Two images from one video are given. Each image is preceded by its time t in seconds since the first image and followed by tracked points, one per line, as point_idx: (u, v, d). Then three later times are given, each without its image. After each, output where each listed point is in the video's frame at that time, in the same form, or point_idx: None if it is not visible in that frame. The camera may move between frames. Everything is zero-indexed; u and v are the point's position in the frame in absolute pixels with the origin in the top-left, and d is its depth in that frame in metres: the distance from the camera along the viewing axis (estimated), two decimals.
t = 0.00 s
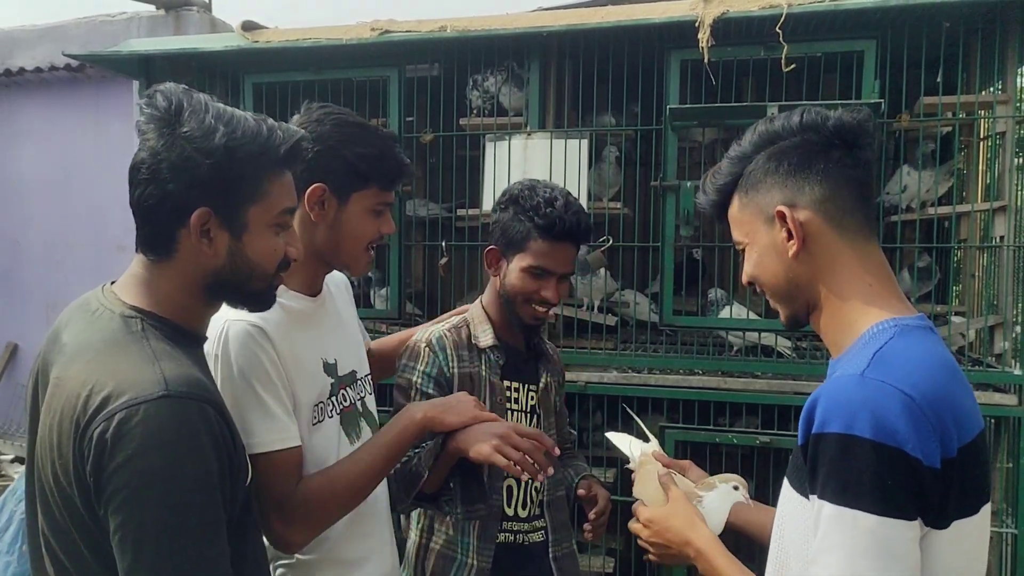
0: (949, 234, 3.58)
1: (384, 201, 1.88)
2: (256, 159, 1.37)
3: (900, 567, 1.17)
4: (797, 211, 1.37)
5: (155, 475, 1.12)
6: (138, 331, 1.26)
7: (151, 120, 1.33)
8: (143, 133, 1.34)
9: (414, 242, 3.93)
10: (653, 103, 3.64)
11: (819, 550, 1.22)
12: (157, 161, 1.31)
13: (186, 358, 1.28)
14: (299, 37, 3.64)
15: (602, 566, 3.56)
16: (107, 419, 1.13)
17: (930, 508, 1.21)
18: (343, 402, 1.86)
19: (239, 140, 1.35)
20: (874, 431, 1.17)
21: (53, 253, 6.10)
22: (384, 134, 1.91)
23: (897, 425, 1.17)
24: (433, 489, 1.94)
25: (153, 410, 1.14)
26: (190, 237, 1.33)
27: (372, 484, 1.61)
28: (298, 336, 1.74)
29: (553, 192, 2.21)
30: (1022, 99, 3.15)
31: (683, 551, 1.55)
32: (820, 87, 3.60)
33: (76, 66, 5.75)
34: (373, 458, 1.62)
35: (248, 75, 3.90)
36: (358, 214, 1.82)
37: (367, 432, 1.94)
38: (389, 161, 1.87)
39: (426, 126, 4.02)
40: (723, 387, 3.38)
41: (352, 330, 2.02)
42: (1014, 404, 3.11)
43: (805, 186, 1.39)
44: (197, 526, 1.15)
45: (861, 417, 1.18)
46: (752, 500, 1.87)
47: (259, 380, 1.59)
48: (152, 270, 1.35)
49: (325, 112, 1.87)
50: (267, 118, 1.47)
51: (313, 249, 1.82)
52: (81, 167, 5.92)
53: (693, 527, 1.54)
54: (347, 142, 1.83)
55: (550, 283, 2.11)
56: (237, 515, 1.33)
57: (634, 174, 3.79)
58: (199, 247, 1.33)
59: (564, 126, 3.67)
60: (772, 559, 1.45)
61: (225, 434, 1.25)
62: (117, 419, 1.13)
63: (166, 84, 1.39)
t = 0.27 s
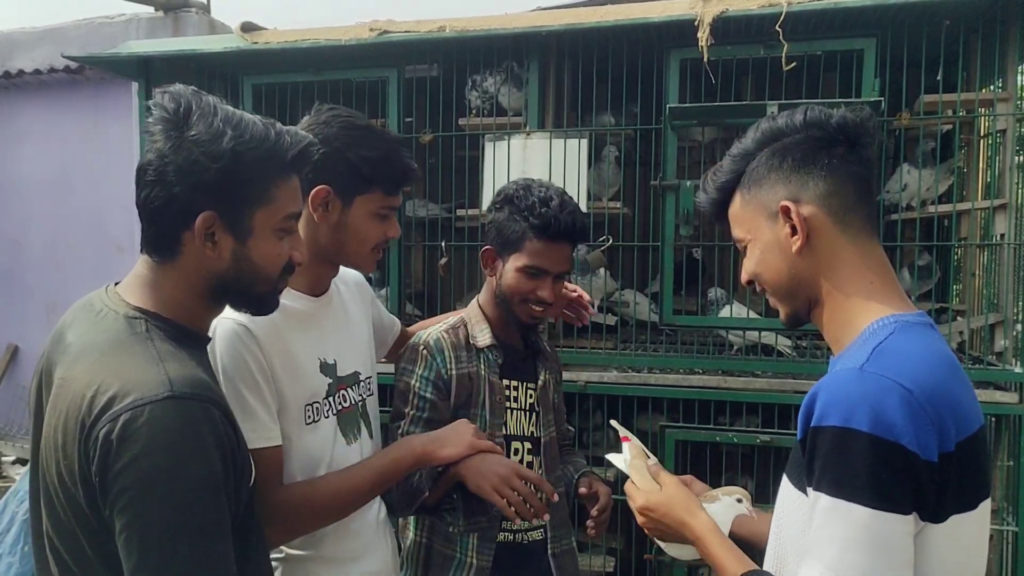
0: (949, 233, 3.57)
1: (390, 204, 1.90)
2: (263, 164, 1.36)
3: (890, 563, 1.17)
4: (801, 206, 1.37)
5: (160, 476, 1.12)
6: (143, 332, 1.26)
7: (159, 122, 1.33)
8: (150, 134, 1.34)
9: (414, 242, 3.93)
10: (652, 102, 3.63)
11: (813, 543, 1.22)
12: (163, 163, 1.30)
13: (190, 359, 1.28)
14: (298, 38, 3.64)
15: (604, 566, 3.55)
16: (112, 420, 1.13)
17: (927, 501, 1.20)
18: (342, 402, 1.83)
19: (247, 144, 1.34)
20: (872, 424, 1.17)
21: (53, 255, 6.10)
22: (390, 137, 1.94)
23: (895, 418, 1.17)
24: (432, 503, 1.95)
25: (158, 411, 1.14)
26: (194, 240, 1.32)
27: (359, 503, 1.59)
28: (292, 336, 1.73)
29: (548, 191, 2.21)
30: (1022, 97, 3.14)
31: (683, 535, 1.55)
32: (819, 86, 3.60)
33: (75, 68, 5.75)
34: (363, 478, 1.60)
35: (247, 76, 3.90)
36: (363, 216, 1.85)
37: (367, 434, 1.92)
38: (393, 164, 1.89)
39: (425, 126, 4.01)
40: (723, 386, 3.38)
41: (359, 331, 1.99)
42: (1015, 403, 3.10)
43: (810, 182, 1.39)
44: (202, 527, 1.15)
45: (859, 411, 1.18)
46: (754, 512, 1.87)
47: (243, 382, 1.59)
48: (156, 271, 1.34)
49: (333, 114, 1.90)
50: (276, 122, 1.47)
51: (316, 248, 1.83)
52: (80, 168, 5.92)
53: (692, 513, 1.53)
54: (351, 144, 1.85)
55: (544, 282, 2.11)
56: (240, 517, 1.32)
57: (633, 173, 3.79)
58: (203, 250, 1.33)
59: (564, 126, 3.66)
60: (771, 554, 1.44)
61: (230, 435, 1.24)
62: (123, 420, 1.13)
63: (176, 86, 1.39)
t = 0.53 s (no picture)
0: (949, 233, 3.58)
1: (402, 209, 1.92)
2: (275, 168, 1.36)
3: (884, 560, 1.17)
4: (811, 204, 1.37)
5: (165, 474, 1.12)
6: (150, 331, 1.26)
7: (173, 123, 1.33)
8: (164, 134, 1.34)
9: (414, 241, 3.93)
10: (652, 102, 3.63)
11: (809, 539, 1.22)
12: (175, 165, 1.31)
13: (196, 359, 1.28)
14: (299, 37, 3.64)
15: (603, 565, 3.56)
16: (119, 418, 1.13)
17: (923, 501, 1.20)
18: (337, 403, 1.82)
19: (260, 147, 1.34)
20: (869, 424, 1.17)
21: (53, 254, 6.11)
22: (406, 143, 1.96)
23: (892, 418, 1.17)
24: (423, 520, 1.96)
25: (165, 409, 1.14)
26: (202, 241, 1.33)
27: (341, 515, 1.60)
28: (289, 334, 1.73)
29: (547, 191, 2.22)
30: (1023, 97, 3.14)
31: (670, 525, 1.55)
32: (820, 86, 3.60)
33: (76, 66, 5.75)
34: (350, 495, 1.61)
35: (248, 75, 3.90)
36: (374, 221, 1.87)
37: (363, 435, 1.91)
38: (407, 170, 1.91)
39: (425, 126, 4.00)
40: (722, 386, 3.38)
41: (366, 332, 1.99)
42: (1014, 403, 3.11)
43: (819, 179, 1.38)
44: (206, 526, 1.15)
45: (857, 411, 1.18)
46: (755, 516, 1.87)
47: (231, 375, 1.58)
48: (163, 269, 1.35)
49: (352, 117, 1.93)
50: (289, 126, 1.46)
51: (327, 249, 1.84)
52: (80, 167, 5.92)
53: (683, 503, 1.53)
54: (367, 148, 1.88)
55: (542, 285, 2.12)
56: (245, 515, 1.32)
57: (633, 173, 3.79)
58: (210, 251, 1.33)
59: (564, 125, 3.66)
60: (769, 552, 1.44)
61: (235, 433, 1.24)
62: (129, 418, 1.13)
63: (190, 88, 1.39)
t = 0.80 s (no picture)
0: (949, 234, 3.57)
1: (417, 218, 1.89)
2: (281, 180, 1.36)
3: (878, 564, 1.17)
4: (818, 204, 1.37)
5: (160, 474, 1.13)
6: (148, 331, 1.26)
7: (183, 127, 1.34)
8: (173, 137, 1.35)
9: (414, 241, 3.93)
10: (653, 102, 3.64)
11: (808, 538, 1.22)
12: (182, 170, 1.31)
13: (194, 361, 1.28)
14: (300, 37, 3.65)
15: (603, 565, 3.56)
16: (113, 418, 1.14)
17: (922, 503, 1.21)
18: (334, 404, 1.80)
19: (268, 159, 1.35)
20: (868, 427, 1.18)
21: (54, 252, 6.12)
22: (426, 152, 1.95)
23: (891, 421, 1.17)
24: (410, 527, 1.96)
25: (160, 410, 1.14)
26: (204, 249, 1.33)
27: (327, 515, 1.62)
28: (291, 333, 1.74)
29: (552, 194, 2.22)
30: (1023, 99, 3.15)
31: (666, 523, 1.55)
32: (821, 87, 3.60)
33: (78, 65, 5.76)
34: (341, 495, 1.65)
35: (249, 75, 3.91)
36: (386, 228, 1.85)
37: (360, 436, 1.89)
38: (425, 180, 1.89)
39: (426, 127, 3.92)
40: (721, 387, 3.38)
41: (372, 336, 1.97)
42: (1015, 404, 3.10)
43: (827, 180, 1.38)
44: (200, 526, 1.16)
45: (857, 412, 1.19)
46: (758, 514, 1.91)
47: (230, 370, 1.59)
48: (163, 270, 1.35)
49: (376, 124, 1.94)
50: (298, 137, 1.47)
51: (340, 252, 1.85)
52: (82, 166, 5.93)
53: (682, 502, 1.54)
54: (385, 155, 1.87)
55: (541, 286, 2.12)
56: (238, 512, 1.33)
57: (634, 173, 3.79)
58: (213, 259, 1.33)
59: (564, 126, 3.67)
60: (769, 553, 1.43)
61: (230, 433, 1.24)
62: (124, 418, 1.13)
63: (204, 93, 1.40)
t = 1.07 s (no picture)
0: (950, 232, 3.57)
1: (430, 231, 1.83)
2: (263, 179, 1.38)
3: (880, 562, 1.17)
4: (819, 205, 1.37)
5: (138, 456, 1.12)
6: (130, 317, 1.27)
7: (164, 128, 1.34)
8: (154, 139, 1.34)
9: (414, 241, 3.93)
10: (652, 101, 3.64)
11: (808, 537, 1.22)
12: (165, 172, 1.31)
13: (178, 349, 1.28)
14: (300, 38, 3.65)
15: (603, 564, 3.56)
16: (93, 401, 1.14)
17: (923, 502, 1.21)
18: (332, 408, 1.81)
19: (251, 159, 1.36)
20: (867, 426, 1.18)
21: (55, 254, 6.12)
22: (445, 165, 1.88)
23: (891, 419, 1.17)
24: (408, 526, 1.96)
25: (139, 392, 1.15)
26: (192, 247, 1.34)
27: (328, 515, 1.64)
28: (294, 336, 1.74)
29: (551, 194, 2.22)
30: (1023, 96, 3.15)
31: (667, 524, 1.55)
32: (821, 86, 3.60)
33: (78, 67, 5.77)
34: (339, 495, 1.65)
35: (248, 76, 3.91)
36: (399, 240, 1.80)
37: (355, 440, 1.89)
38: (441, 195, 1.82)
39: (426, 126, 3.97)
40: (721, 386, 3.38)
41: (378, 343, 1.96)
42: (1015, 402, 3.10)
43: (829, 181, 1.38)
44: (180, 510, 1.15)
45: (856, 412, 1.19)
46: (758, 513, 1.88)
47: (235, 368, 1.62)
48: (148, 265, 1.35)
49: (396, 135, 1.88)
50: (277, 131, 1.47)
51: (352, 262, 1.82)
52: (82, 167, 5.94)
53: (682, 502, 1.54)
54: (403, 167, 1.81)
55: (540, 286, 2.12)
56: (220, 501, 1.33)
57: (634, 173, 3.79)
58: (200, 256, 1.34)
59: (564, 125, 3.67)
60: (769, 554, 1.43)
61: (211, 418, 1.25)
62: (105, 400, 1.13)
63: (183, 91, 1.39)
